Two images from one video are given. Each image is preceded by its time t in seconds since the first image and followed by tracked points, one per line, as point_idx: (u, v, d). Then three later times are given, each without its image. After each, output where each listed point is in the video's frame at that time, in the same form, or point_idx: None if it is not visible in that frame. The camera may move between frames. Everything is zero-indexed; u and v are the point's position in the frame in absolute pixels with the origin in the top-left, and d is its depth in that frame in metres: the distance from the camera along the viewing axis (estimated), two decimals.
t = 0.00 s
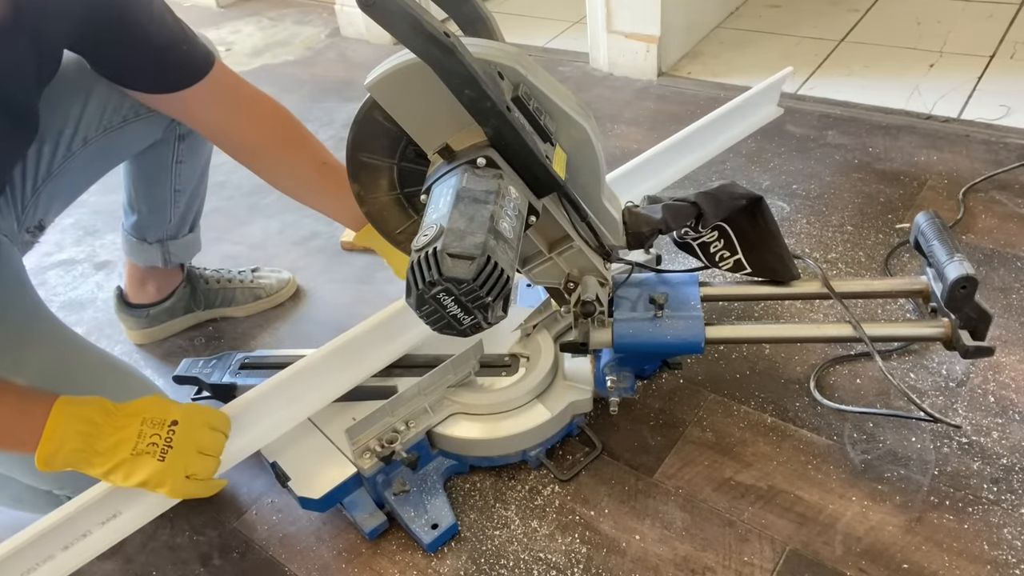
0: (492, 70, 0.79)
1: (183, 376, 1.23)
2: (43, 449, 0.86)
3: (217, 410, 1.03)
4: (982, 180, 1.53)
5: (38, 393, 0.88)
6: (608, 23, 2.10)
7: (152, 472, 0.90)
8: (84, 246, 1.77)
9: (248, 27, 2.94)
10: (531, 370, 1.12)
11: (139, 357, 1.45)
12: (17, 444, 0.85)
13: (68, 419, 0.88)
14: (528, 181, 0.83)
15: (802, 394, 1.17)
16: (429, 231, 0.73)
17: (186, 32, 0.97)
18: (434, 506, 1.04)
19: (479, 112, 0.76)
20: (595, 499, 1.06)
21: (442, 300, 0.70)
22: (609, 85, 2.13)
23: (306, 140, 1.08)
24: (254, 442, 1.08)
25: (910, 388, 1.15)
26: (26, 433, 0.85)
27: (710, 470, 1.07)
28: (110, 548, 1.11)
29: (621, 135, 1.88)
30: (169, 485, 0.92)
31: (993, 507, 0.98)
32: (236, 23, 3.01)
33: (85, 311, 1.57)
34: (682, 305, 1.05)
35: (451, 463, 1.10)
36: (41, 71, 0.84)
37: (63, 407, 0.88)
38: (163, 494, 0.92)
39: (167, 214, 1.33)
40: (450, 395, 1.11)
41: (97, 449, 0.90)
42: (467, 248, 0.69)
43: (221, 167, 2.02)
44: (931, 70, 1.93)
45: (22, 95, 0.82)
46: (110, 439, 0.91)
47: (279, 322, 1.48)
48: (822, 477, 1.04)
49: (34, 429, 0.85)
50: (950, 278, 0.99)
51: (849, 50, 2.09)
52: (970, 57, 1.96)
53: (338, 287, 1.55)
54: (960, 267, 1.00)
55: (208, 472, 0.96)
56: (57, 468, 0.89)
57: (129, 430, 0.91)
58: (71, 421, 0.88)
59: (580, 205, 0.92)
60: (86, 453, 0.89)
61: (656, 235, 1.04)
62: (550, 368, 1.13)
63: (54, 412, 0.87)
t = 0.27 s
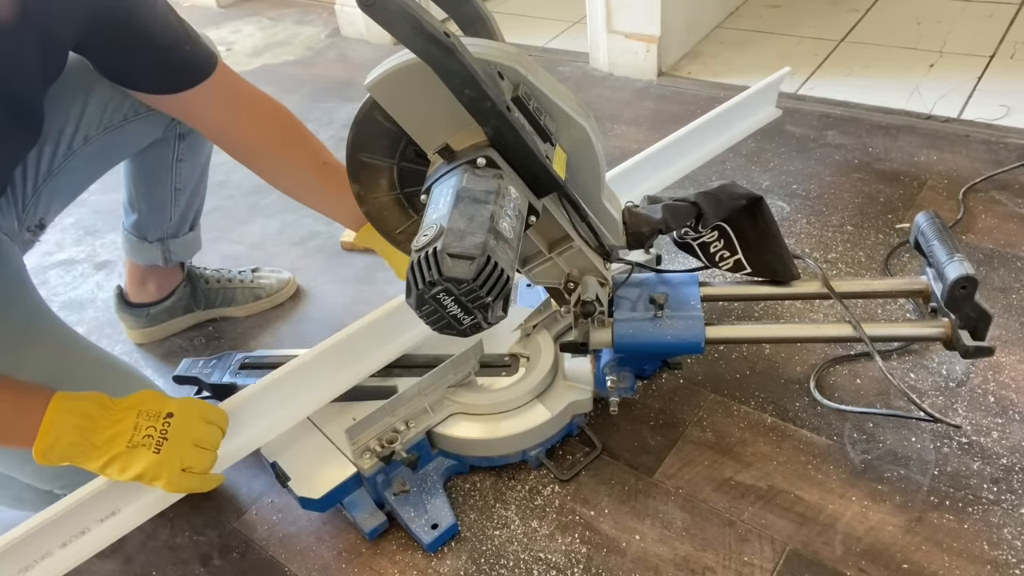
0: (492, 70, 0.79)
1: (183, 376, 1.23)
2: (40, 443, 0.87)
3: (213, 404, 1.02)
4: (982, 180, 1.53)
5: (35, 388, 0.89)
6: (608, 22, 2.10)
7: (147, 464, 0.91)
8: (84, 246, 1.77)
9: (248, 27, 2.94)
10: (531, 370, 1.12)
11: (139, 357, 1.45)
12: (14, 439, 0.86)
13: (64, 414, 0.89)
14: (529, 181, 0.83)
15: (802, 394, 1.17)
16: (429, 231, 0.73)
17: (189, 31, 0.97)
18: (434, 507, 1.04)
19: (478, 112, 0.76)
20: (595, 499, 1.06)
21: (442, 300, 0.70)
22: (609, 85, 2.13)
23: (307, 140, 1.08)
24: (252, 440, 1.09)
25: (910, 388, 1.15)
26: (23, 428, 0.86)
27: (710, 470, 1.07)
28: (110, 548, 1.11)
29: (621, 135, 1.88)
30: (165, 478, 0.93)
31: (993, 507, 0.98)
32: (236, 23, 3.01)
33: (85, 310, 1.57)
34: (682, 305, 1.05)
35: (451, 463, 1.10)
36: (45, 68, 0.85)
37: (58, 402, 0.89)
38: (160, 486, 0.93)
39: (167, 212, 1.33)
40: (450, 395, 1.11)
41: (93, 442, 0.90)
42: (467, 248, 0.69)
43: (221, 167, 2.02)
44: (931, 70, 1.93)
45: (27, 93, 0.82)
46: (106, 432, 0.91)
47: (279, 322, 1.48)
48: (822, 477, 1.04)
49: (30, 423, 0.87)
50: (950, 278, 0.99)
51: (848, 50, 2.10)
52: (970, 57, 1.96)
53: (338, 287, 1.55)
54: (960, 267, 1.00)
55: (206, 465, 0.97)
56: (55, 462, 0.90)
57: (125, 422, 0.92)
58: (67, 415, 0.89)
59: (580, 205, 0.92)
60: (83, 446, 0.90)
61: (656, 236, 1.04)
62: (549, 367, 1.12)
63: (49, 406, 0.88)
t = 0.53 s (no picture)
0: (492, 70, 0.79)
1: (183, 376, 1.23)
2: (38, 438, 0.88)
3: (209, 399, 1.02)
4: (982, 180, 1.53)
5: (34, 385, 0.91)
6: (608, 22, 2.10)
7: (144, 457, 0.91)
8: (84, 246, 1.77)
9: (248, 27, 2.94)
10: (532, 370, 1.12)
11: (139, 357, 1.45)
12: (13, 434, 0.87)
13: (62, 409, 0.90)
14: (529, 181, 0.83)
15: (802, 394, 1.17)
16: (429, 231, 0.73)
17: (189, 30, 0.97)
18: (434, 507, 1.04)
19: (478, 112, 0.76)
20: (595, 499, 1.06)
21: (442, 300, 0.70)
22: (609, 85, 2.13)
23: (307, 140, 1.08)
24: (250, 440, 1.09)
25: (910, 388, 1.15)
26: (21, 423, 0.87)
27: (710, 470, 1.07)
28: (110, 548, 1.11)
29: (621, 135, 1.88)
30: (162, 472, 0.92)
31: (993, 507, 0.98)
32: (236, 23, 3.01)
33: (85, 310, 1.57)
34: (682, 305, 1.05)
35: (451, 463, 1.10)
36: (48, 67, 0.85)
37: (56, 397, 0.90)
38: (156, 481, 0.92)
39: (168, 211, 1.33)
40: (450, 395, 1.11)
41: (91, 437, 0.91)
42: (467, 248, 0.69)
43: (221, 167, 2.02)
44: (931, 70, 1.93)
45: (29, 92, 0.82)
46: (105, 427, 0.92)
47: (279, 322, 1.48)
48: (822, 477, 1.04)
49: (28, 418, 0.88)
50: (950, 278, 0.99)
51: (848, 50, 2.09)
52: (970, 57, 1.96)
53: (338, 287, 1.55)
54: (960, 267, 1.00)
55: (203, 460, 0.96)
56: (54, 457, 0.91)
57: (122, 417, 0.93)
58: (65, 410, 0.90)
59: (580, 205, 0.92)
60: (81, 441, 0.91)
61: (656, 236, 1.04)
62: (549, 367, 1.12)
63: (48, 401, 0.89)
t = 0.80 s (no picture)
0: (492, 70, 0.79)
1: (183, 376, 1.23)
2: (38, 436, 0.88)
3: (209, 398, 1.02)
4: (982, 180, 1.53)
5: (34, 383, 0.91)
6: (608, 22, 2.10)
7: (142, 455, 0.91)
8: (84, 246, 1.77)
9: (248, 27, 2.94)
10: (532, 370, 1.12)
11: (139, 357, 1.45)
12: (13, 433, 0.87)
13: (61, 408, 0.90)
14: (529, 181, 0.83)
15: (802, 394, 1.17)
16: (429, 231, 0.73)
17: (187, 29, 0.97)
18: (434, 507, 1.04)
19: (478, 112, 0.76)
20: (595, 499, 1.06)
21: (442, 300, 0.70)
22: (609, 85, 2.13)
23: (307, 140, 1.08)
24: (249, 440, 1.10)
25: (910, 388, 1.15)
26: (20, 421, 0.87)
27: (710, 470, 1.07)
28: (110, 548, 1.11)
29: (621, 135, 1.88)
30: (161, 470, 0.92)
31: (993, 507, 0.98)
32: (236, 23, 3.01)
33: (85, 310, 1.57)
34: (682, 305, 1.05)
35: (451, 463, 1.10)
36: (48, 68, 0.85)
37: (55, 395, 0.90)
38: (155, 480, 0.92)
39: (168, 211, 1.33)
40: (450, 395, 1.11)
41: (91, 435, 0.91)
42: (467, 248, 0.69)
43: (222, 167, 2.02)
44: (931, 70, 1.93)
45: (29, 93, 0.82)
46: (104, 425, 0.92)
47: (279, 322, 1.48)
48: (822, 477, 1.04)
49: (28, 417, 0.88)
50: (950, 278, 0.99)
51: (848, 50, 2.09)
52: (970, 57, 1.96)
53: (338, 287, 1.55)
54: (960, 267, 1.00)
55: (202, 457, 0.96)
56: (53, 456, 0.91)
57: (120, 415, 0.93)
58: (64, 408, 0.90)
59: (580, 205, 0.92)
60: (80, 440, 0.91)
61: (656, 236, 1.04)
62: (549, 367, 1.12)
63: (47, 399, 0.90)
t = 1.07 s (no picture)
0: (492, 70, 0.79)
1: (183, 376, 1.23)
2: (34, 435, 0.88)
3: (208, 395, 1.03)
4: (982, 180, 1.53)
5: (32, 380, 0.91)
6: (608, 22, 2.10)
7: (140, 452, 0.91)
8: (84, 246, 1.77)
9: (248, 28, 2.94)
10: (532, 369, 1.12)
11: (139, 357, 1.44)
12: (11, 430, 0.87)
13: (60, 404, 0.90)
14: (528, 181, 0.83)
15: (803, 394, 1.17)
16: (429, 231, 0.73)
17: (185, 28, 0.97)
18: (434, 507, 1.04)
19: (478, 112, 0.76)
20: (595, 499, 1.06)
21: (442, 300, 0.71)
22: (609, 85, 2.13)
23: (305, 138, 1.08)
24: (246, 437, 1.11)
25: (910, 388, 1.15)
26: (18, 418, 0.87)
27: (710, 470, 1.07)
28: (110, 548, 1.11)
29: (621, 135, 1.88)
30: (159, 466, 0.92)
31: (993, 507, 0.98)
32: (236, 23, 3.01)
33: (85, 310, 1.57)
34: (682, 305, 1.05)
35: (451, 463, 1.10)
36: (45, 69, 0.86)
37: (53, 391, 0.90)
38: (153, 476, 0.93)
39: (168, 210, 1.33)
40: (450, 395, 1.11)
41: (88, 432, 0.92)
42: (467, 248, 0.69)
43: (222, 167, 2.02)
44: (931, 70, 1.93)
45: (24, 93, 0.83)
46: (102, 422, 0.93)
47: (279, 322, 1.48)
48: (822, 477, 1.04)
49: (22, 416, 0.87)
50: (950, 278, 0.99)
51: (848, 50, 2.09)
52: (970, 57, 1.96)
53: (338, 287, 1.55)
54: (960, 267, 1.00)
55: (200, 453, 0.97)
56: (51, 453, 0.91)
57: (118, 412, 0.93)
58: (62, 405, 0.90)
59: (580, 205, 0.92)
60: (77, 436, 0.91)
61: (657, 235, 1.04)
62: (550, 367, 1.12)
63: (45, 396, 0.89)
